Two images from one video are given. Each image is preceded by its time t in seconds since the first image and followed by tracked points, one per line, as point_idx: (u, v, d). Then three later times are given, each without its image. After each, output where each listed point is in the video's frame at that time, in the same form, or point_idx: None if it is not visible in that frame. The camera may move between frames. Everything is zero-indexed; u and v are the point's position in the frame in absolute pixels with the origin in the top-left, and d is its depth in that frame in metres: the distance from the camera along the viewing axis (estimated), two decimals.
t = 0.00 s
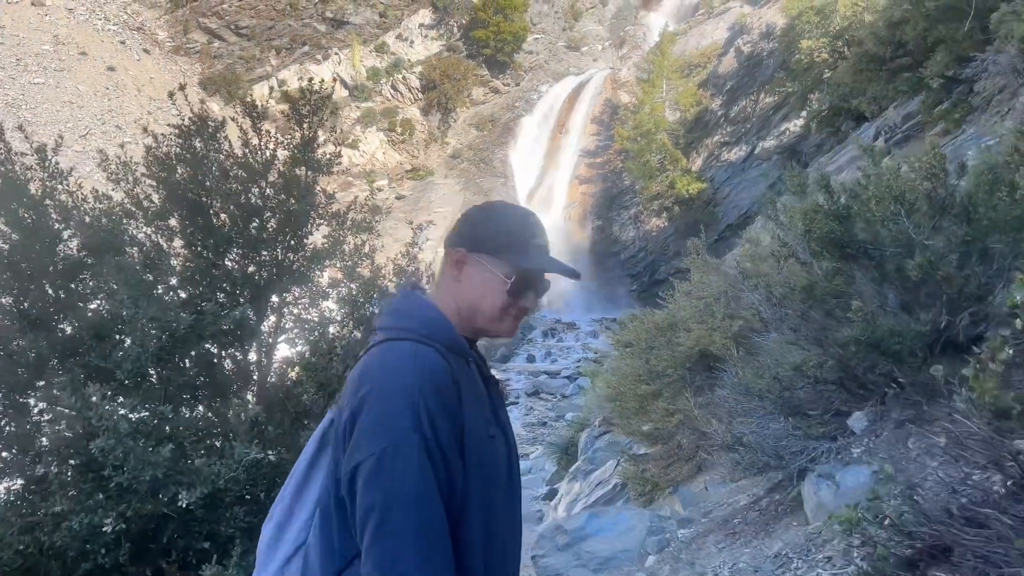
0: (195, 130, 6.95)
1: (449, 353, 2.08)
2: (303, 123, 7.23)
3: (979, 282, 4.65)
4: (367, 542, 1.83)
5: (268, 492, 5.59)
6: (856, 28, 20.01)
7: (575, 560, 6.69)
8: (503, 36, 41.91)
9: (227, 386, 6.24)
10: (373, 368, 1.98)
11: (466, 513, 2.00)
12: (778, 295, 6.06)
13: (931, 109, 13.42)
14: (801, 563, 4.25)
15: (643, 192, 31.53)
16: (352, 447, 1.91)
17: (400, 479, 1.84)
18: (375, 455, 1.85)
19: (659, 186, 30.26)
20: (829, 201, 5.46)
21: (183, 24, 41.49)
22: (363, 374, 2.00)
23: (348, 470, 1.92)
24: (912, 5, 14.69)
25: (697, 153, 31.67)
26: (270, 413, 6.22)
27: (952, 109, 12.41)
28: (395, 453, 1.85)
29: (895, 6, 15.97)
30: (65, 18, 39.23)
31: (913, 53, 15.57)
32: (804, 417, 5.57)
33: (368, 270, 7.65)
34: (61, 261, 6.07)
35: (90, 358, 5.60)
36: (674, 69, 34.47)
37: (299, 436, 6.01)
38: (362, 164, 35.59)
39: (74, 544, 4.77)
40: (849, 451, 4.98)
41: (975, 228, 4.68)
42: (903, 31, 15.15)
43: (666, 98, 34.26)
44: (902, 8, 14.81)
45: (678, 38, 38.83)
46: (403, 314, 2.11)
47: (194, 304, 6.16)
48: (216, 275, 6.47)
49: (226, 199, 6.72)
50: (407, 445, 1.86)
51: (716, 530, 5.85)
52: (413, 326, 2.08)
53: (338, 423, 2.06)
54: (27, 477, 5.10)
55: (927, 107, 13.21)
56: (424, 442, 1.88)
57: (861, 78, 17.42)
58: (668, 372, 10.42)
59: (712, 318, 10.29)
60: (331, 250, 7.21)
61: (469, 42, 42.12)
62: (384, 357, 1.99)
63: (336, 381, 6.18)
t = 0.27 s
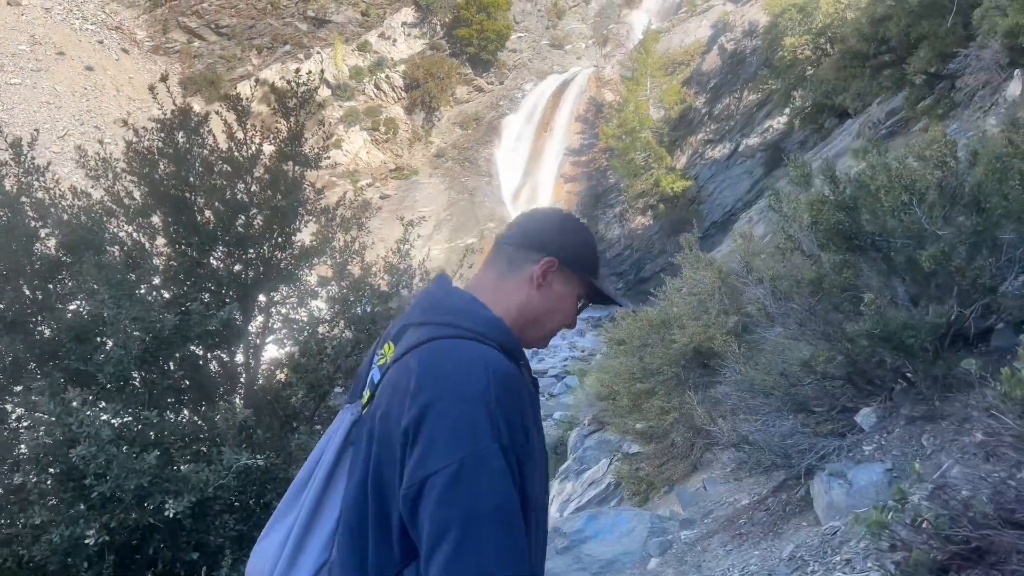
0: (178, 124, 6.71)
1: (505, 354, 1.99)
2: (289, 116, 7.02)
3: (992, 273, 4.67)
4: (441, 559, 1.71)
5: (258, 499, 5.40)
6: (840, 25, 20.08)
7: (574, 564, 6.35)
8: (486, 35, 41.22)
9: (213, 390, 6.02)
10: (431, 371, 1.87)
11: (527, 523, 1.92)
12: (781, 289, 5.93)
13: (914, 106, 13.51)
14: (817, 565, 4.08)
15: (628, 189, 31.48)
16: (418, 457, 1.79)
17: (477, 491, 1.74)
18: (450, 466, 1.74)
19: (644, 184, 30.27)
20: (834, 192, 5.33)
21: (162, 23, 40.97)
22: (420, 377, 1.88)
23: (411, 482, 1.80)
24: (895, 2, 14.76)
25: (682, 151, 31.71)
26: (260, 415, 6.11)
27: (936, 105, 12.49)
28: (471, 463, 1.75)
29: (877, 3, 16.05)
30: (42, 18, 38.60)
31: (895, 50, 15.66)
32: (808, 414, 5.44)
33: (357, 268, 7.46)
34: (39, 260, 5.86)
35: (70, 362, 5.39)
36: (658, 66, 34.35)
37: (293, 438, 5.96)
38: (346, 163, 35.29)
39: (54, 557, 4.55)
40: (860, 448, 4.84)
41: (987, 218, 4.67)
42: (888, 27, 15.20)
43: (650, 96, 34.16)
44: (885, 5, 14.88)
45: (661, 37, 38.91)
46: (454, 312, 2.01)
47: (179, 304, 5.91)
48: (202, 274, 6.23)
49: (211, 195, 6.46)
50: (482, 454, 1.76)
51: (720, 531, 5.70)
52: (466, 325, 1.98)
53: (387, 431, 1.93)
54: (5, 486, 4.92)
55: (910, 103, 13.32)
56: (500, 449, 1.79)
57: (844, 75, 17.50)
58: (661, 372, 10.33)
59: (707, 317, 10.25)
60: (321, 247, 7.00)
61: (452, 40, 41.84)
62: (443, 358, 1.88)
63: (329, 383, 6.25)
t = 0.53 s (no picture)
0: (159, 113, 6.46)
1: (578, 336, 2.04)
2: (275, 106, 6.80)
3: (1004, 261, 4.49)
4: (552, 534, 1.73)
5: (248, 502, 5.18)
6: (818, 23, 20.23)
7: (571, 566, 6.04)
8: (466, 32, 41.08)
9: (200, 389, 5.79)
10: (520, 356, 1.89)
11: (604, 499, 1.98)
12: (785, 280, 5.79)
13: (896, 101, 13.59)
14: (835, 562, 3.93)
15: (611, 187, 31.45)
16: (517, 439, 1.81)
17: (582, 471, 1.77)
18: (556, 447, 1.77)
19: (626, 181, 30.29)
20: (840, 177, 5.19)
21: (139, 21, 40.39)
22: (507, 360, 1.91)
23: (511, 465, 1.81)
24: None
25: (664, 148, 31.75)
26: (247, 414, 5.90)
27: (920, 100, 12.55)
28: (574, 440, 1.78)
29: None
30: (15, 16, 37.92)
31: (877, 46, 15.73)
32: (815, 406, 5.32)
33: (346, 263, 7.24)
34: (14, 255, 5.61)
35: (48, 361, 5.16)
36: (639, 64, 34.27)
37: (282, 436, 5.81)
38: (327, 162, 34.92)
39: (33, 566, 4.31)
40: (873, 441, 4.71)
41: (998, 203, 4.54)
42: (869, 23, 15.24)
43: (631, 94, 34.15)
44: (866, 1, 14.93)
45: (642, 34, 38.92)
46: (526, 297, 2.04)
47: (162, 300, 5.66)
48: (186, 268, 5.98)
49: (195, 188, 6.22)
50: (583, 431, 1.80)
51: (726, 529, 5.55)
52: (537, 309, 2.02)
53: (468, 417, 1.94)
54: None
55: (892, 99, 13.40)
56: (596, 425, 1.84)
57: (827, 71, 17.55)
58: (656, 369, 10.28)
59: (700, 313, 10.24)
60: (311, 240, 6.80)
61: (433, 38, 41.46)
62: (528, 341, 1.91)
63: (317, 380, 6.10)
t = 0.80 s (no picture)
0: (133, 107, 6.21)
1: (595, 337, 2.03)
2: (254, 99, 6.58)
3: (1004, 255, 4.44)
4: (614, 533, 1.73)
5: (229, 511, 4.99)
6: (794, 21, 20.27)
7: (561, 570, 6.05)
8: (444, 29, 40.78)
9: (179, 395, 5.60)
10: (569, 358, 1.84)
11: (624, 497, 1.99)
12: (778, 276, 5.69)
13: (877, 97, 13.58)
14: (839, 567, 3.82)
15: (590, 185, 31.40)
16: (576, 442, 1.77)
17: (639, 466, 1.79)
18: (613, 446, 1.76)
19: (605, 179, 30.26)
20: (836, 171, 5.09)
21: (111, 18, 39.60)
22: (554, 363, 1.85)
23: (571, 467, 1.78)
24: None
25: (643, 146, 31.72)
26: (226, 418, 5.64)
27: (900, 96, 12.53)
28: (626, 438, 1.78)
29: None
30: None
31: (855, 43, 15.74)
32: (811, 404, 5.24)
33: (328, 261, 7.05)
34: None
35: (16, 366, 4.91)
36: (619, 63, 33.93)
37: (262, 442, 5.57)
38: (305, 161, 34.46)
39: None
40: (871, 440, 4.62)
41: (994, 198, 4.50)
42: (847, 20, 15.26)
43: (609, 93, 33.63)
44: None
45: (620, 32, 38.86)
46: (554, 299, 1.96)
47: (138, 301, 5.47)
48: (163, 269, 5.77)
49: (170, 184, 6.01)
50: (631, 429, 1.80)
51: (721, 531, 5.44)
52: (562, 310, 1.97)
53: (514, 424, 1.86)
54: None
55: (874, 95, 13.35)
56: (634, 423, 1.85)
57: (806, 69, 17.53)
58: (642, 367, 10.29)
59: (686, 310, 10.24)
60: (292, 238, 6.61)
61: (411, 35, 40.98)
62: (572, 341, 1.87)
63: (299, 381, 5.90)
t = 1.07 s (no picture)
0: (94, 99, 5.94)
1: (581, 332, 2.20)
2: (222, 91, 6.32)
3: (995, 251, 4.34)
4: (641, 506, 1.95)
5: (196, 521, 4.79)
6: (767, 20, 20.31)
7: None
8: (420, 27, 40.59)
9: (145, 398, 5.35)
10: (592, 352, 1.97)
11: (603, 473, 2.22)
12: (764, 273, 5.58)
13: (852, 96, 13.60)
14: (830, 573, 3.71)
15: (567, 184, 31.30)
16: (608, 429, 1.94)
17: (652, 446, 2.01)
18: (635, 429, 1.96)
19: (581, 178, 30.18)
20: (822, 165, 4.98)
21: (78, 13, 38.60)
22: (578, 358, 1.98)
23: (604, 452, 1.94)
24: None
25: (620, 145, 31.69)
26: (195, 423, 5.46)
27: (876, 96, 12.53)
28: (643, 421, 1.98)
29: None
30: None
31: (830, 43, 15.78)
32: (796, 404, 5.12)
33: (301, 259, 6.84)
34: None
35: None
36: (594, 62, 34.02)
37: (232, 447, 5.42)
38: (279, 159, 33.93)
39: None
40: (860, 442, 4.52)
41: (984, 193, 4.40)
42: (822, 19, 15.27)
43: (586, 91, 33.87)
44: None
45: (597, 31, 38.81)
46: (554, 296, 2.09)
47: (99, 301, 5.21)
48: (125, 268, 5.50)
49: (134, 179, 5.74)
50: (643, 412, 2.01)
51: (705, 534, 5.33)
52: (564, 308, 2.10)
53: (545, 418, 1.96)
54: None
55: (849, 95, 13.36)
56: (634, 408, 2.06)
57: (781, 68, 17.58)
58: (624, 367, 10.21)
59: (665, 308, 10.14)
60: (263, 235, 6.37)
61: (385, 33, 40.68)
62: (592, 337, 2.00)
63: (270, 384, 5.73)
